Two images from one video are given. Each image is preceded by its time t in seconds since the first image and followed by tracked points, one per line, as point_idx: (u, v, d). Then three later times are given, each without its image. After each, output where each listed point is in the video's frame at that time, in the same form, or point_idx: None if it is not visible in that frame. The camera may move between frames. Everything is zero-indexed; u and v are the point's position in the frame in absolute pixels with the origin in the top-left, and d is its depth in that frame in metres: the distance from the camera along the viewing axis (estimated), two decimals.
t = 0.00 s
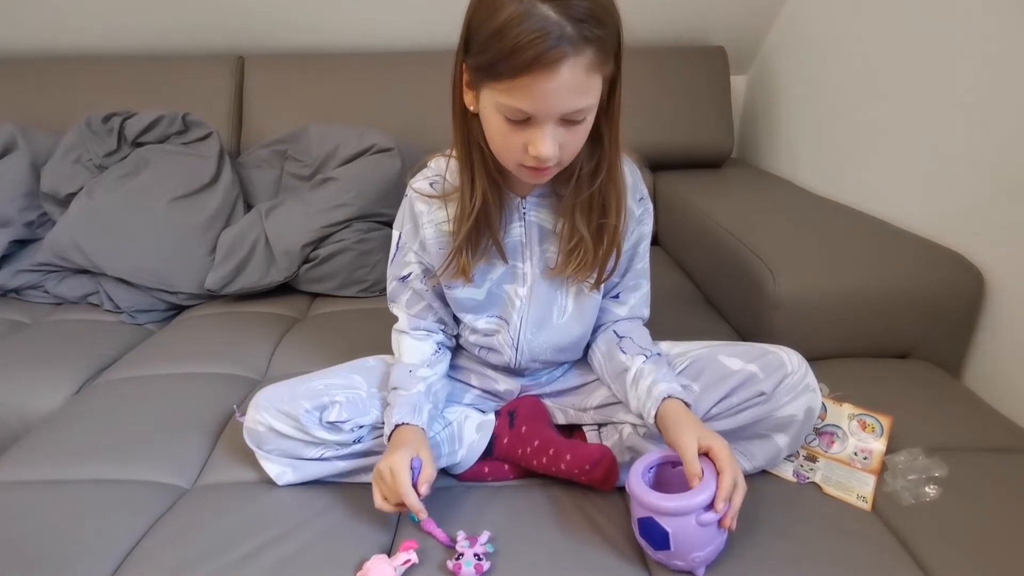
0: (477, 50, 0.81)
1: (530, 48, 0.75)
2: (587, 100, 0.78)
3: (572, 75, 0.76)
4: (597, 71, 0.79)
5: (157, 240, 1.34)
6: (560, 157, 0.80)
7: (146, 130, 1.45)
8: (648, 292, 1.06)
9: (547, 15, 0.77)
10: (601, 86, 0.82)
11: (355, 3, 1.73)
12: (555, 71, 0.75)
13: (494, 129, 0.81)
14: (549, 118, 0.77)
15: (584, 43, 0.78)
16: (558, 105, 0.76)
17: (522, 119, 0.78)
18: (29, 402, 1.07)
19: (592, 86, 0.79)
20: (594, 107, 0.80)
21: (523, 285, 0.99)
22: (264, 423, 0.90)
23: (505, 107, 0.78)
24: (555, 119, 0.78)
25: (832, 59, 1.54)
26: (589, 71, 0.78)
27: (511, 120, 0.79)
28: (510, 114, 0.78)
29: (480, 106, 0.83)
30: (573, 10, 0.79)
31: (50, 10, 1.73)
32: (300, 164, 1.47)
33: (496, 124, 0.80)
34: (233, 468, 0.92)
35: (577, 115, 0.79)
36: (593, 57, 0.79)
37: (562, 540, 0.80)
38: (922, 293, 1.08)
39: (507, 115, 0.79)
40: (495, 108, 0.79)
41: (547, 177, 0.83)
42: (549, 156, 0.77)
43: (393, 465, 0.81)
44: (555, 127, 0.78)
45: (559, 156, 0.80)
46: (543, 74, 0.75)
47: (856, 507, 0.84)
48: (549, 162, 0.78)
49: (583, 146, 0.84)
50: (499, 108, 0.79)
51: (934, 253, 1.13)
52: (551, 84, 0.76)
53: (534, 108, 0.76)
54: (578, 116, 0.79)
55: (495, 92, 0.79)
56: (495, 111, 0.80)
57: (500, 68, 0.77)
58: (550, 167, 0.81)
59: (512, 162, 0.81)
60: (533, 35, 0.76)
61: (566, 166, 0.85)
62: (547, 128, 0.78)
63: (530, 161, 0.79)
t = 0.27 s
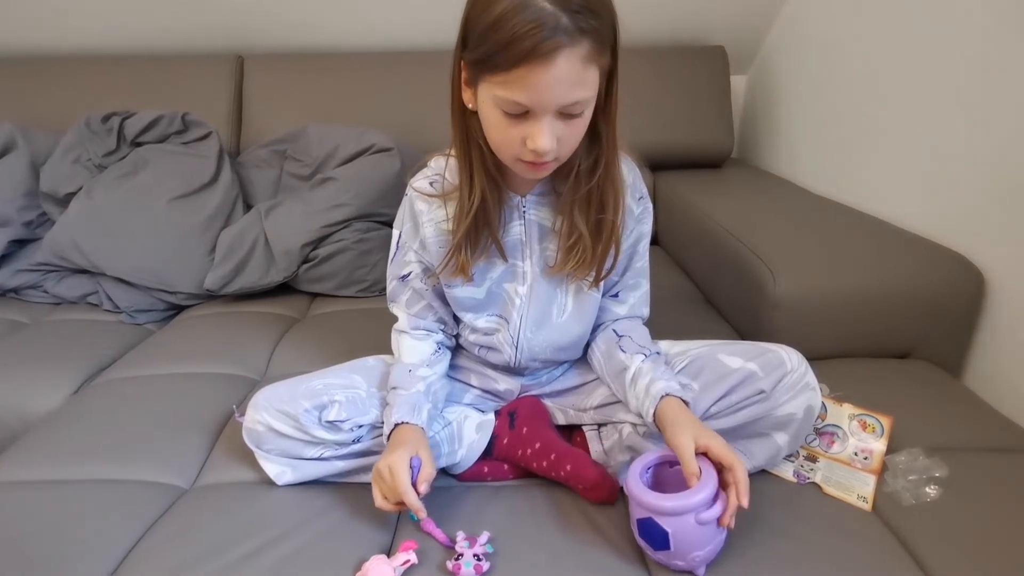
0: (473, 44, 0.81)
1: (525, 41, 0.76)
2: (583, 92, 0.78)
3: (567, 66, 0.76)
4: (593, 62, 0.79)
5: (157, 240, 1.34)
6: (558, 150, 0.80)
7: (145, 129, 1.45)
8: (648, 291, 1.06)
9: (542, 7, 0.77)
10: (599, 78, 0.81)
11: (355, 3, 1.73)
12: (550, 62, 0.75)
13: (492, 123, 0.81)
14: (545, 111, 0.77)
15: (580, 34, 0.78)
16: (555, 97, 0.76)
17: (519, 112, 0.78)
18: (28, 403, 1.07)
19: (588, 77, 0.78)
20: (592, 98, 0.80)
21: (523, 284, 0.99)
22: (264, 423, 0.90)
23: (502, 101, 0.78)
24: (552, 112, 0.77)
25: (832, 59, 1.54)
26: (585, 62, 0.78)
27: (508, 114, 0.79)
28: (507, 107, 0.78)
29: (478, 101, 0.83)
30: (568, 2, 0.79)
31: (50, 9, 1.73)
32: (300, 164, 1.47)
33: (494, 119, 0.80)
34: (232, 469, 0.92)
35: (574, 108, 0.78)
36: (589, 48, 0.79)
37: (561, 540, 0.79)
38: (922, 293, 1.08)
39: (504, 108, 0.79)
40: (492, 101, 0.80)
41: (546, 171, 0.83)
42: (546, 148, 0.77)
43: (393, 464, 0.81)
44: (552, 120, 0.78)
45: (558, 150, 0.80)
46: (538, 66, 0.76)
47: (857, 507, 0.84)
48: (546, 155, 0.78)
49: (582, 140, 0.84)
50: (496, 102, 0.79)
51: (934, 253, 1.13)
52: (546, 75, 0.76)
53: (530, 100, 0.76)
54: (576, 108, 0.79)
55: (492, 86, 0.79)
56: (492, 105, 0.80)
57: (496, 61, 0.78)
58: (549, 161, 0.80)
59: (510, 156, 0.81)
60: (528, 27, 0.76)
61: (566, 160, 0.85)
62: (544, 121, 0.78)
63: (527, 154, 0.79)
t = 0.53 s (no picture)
0: (472, 28, 0.84)
1: (518, 12, 0.78)
2: (579, 57, 0.79)
3: (562, 30, 0.78)
4: (590, 32, 0.81)
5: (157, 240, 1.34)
6: (557, 121, 0.80)
7: (145, 130, 1.44)
8: (649, 292, 1.06)
9: None
10: (597, 50, 0.83)
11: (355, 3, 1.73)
12: (545, 26, 0.78)
13: (491, 102, 0.83)
14: (542, 76, 0.79)
15: (575, 6, 0.80)
16: (550, 60, 0.78)
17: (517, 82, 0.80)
18: (27, 403, 1.07)
19: (584, 46, 0.80)
20: (589, 69, 0.81)
21: (525, 283, 0.98)
22: (263, 423, 0.90)
23: (500, 70, 0.80)
24: (549, 77, 0.79)
25: (832, 59, 1.54)
26: (580, 31, 0.80)
27: (507, 84, 0.81)
28: (505, 76, 0.80)
29: (479, 81, 0.85)
30: None
31: (50, 9, 1.73)
32: (300, 164, 1.47)
33: (493, 94, 0.82)
34: (232, 469, 0.91)
35: (571, 74, 0.80)
36: (585, 19, 0.80)
37: (561, 540, 0.79)
38: (922, 293, 1.08)
39: (503, 79, 0.81)
40: (491, 75, 0.82)
41: (548, 152, 0.83)
42: (543, 114, 0.78)
43: (394, 467, 0.80)
44: (548, 88, 0.79)
45: (556, 122, 0.80)
46: (533, 31, 0.78)
47: (857, 508, 0.84)
48: (543, 121, 0.79)
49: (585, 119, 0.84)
50: (494, 77, 0.81)
51: (934, 253, 1.13)
52: (541, 39, 0.78)
53: (525, 67, 0.78)
54: (573, 75, 0.80)
55: (490, 58, 0.81)
56: (491, 81, 0.82)
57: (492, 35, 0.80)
58: (548, 134, 0.81)
59: (510, 135, 0.82)
60: None
61: (569, 143, 0.85)
62: (541, 88, 0.79)
63: (525, 124, 0.80)
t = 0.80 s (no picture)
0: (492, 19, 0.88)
1: None
2: (596, 36, 0.82)
3: (578, 7, 0.81)
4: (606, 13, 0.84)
5: (156, 240, 1.33)
6: (575, 97, 0.82)
7: (144, 130, 1.44)
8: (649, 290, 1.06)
9: None
10: (613, 34, 0.85)
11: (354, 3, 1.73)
12: (562, 4, 0.81)
13: (509, 84, 0.85)
14: (559, 51, 0.81)
15: None
16: (567, 36, 0.80)
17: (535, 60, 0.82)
18: (26, 403, 1.07)
19: (600, 26, 0.82)
20: (606, 50, 0.84)
21: (533, 277, 0.98)
22: (263, 413, 0.90)
23: (519, 50, 0.83)
24: (566, 53, 0.81)
25: (831, 59, 1.54)
26: (597, 12, 0.83)
27: (526, 64, 0.83)
28: (524, 55, 0.83)
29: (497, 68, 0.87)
30: None
31: (49, 10, 1.73)
32: (299, 164, 1.47)
33: (511, 75, 0.84)
34: (231, 470, 0.91)
35: (588, 51, 0.82)
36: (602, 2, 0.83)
37: (561, 541, 0.79)
38: (922, 293, 1.08)
39: (521, 59, 0.83)
40: (510, 57, 0.84)
41: (566, 134, 0.84)
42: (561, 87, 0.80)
43: (414, 462, 0.81)
44: (565, 64, 0.82)
45: (574, 99, 0.82)
46: (550, 8, 0.81)
47: (856, 508, 0.84)
48: (562, 95, 0.80)
49: (602, 102, 0.86)
50: (513, 59, 0.84)
51: (934, 253, 1.13)
52: (558, 15, 0.81)
53: (543, 44, 0.81)
54: (590, 53, 0.83)
55: (509, 41, 0.84)
56: (509, 64, 0.84)
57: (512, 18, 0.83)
58: (567, 112, 0.82)
59: (528, 116, 0.83)
60: None
61: (587, 127, 0.86)
62: (559, 64, 0.81)
63: (544, 100, 0.81)
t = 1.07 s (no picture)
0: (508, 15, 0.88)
1: None
2: (610, 32, 0.83)
3: (594, 3, 0.82)
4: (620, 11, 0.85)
5: (156, 240, 1.33)
6: (589, 90, 0.82)
7: (144, 129, 1.44)
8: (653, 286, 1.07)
9: None
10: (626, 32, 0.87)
11: (353, 4, 1.73)
12: None
13: (524, 79, 0.85)
14: (575, 45, 0.82)
15: None
16: (582, 31, 0.81)
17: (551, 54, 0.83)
18: (26, 403, 1.07)
19: (614, 23, 0.83)
20: (619, 46, 0.85)
21: (544, 272, 0.98)
22: (273, 390, 0.90)
23: (535, 44, 0.83)
24: (581, 47, 0.82)
25: (831, 59, 1.54)
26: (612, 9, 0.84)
27: (542, 59, 0.84)
28: (540, 49, 0.83)
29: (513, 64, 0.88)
30: None
31: (48, 10, 1.73)
32: (299, 164, 1.47)
33: (527, 69, 0.84)
34: (230, 469, 0.91)
35: (602, 46, 0.83)
36: None
37: (560, 541, 0.79)
38: (922, 293, 1.08)
39: (537, 53, 0.84)
40: (527, 51, 0.84)
41: (580, 129, 0.84)
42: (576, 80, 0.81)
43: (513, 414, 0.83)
44: (581, 59, 0.82)
45: (589, 92, 0.82)
46: (566, 3, 0.82)
47: (853, 507, 0.84)
48: (576, 87, 0.81)
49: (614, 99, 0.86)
50: (528, 54, 0.84)
51: (933, 253, 1.13)
52: (574, 10, 0.81)
53: (560, 39, 0.82)
54: (603, 49, 0.83)
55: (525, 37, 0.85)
56: (524, 59, 0.85)
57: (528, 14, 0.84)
58: (582, 105, 0.83)
59: (542, 110, 0.84)
60: None
61: (599, 123, 0.87)
62: (574, 57, 0.82)
63: (559, 93, 0.82)
